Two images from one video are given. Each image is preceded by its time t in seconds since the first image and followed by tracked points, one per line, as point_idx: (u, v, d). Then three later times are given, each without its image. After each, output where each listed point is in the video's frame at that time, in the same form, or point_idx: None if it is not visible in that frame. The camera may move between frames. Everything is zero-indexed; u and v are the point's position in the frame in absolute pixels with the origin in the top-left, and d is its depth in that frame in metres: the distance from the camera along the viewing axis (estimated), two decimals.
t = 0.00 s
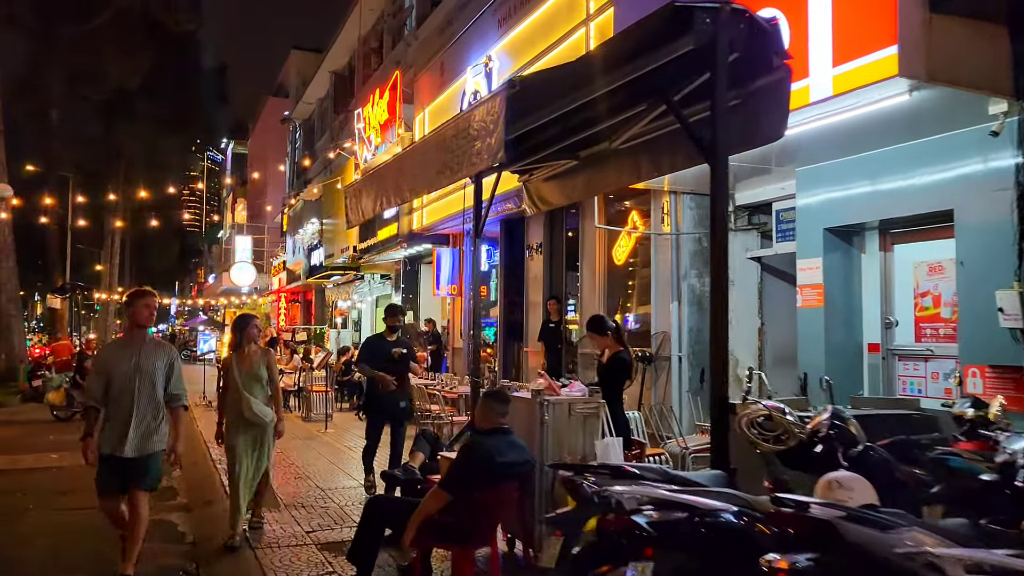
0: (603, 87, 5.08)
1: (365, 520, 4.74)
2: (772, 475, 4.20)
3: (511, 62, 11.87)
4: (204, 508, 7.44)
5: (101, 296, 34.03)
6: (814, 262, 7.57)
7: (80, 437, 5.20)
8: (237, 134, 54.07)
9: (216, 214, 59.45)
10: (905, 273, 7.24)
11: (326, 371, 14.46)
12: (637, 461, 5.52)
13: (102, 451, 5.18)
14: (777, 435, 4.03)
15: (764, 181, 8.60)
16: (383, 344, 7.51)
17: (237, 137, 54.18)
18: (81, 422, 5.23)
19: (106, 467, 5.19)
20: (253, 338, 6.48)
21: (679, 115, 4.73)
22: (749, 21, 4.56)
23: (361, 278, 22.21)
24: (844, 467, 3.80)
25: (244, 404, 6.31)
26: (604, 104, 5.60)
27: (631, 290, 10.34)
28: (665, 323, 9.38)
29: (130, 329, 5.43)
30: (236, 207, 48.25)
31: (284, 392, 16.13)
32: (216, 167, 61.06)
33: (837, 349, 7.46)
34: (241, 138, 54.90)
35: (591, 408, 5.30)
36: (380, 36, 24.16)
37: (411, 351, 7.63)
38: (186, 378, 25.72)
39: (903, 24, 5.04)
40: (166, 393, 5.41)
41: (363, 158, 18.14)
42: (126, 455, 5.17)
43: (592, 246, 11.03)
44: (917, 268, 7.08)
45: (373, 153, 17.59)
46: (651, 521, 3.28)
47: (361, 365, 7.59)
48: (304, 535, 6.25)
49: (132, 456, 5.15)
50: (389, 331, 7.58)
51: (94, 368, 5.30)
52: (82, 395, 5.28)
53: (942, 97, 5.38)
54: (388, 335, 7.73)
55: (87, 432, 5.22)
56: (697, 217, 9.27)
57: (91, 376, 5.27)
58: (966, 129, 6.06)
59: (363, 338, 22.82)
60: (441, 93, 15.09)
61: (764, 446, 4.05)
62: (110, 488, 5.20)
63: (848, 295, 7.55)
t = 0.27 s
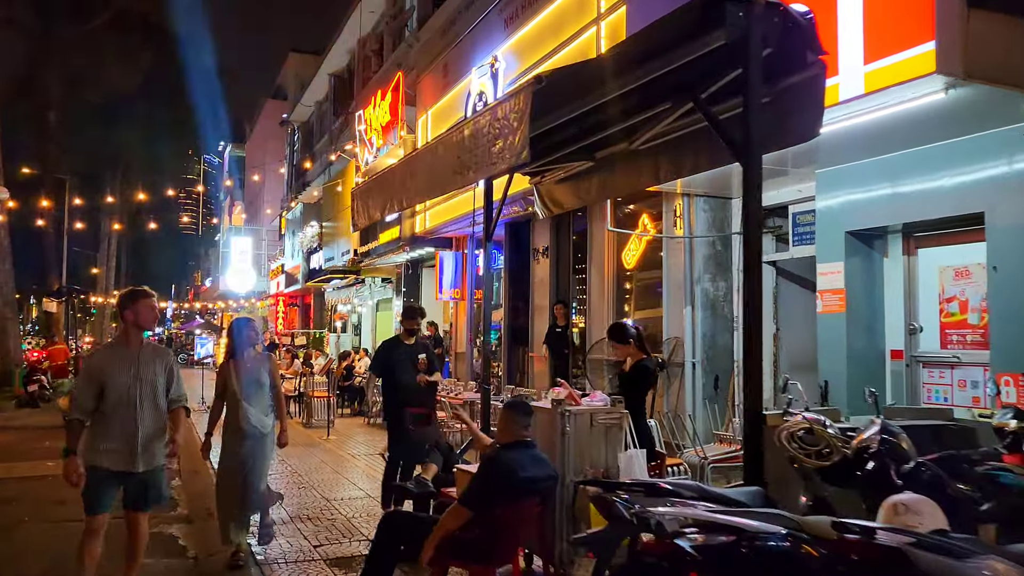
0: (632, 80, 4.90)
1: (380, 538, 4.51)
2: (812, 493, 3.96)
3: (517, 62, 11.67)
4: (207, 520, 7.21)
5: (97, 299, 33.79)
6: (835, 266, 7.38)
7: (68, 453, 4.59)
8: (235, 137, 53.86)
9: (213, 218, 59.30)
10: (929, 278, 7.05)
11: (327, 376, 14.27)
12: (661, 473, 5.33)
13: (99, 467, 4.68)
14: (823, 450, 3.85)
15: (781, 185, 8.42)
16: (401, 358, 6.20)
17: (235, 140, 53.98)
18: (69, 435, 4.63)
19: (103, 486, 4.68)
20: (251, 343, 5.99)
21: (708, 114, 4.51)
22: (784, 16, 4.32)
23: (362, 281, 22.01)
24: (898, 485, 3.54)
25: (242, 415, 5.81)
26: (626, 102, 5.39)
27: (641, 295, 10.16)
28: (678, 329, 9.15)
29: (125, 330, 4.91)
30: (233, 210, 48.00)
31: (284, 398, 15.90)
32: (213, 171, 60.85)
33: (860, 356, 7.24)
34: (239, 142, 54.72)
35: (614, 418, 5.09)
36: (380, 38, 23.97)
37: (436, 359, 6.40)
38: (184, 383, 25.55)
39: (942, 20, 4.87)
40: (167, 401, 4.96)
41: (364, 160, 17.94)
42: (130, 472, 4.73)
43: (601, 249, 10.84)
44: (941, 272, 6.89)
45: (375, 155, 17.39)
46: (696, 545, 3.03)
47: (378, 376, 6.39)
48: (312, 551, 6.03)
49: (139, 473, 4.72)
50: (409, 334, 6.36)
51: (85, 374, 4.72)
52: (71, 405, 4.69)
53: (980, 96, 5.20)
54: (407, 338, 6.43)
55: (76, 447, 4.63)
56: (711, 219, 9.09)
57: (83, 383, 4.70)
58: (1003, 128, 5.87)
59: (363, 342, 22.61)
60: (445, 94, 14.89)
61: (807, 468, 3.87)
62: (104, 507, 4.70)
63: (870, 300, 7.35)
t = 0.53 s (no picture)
0: (654, 61, 4.64)
1: (389, 547, 4.23)
2: (852, 497, 3.71)
3: (520, 55, 11.41)
4: (202, 525, 6.92)
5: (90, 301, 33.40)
6: (854, 260, 7.15)
7: (36, 468, 4.03)
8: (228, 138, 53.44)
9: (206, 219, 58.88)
10: (952, 272, 6.82)
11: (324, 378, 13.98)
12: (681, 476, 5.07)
13: (73, 484, 4.18)
14: (866, 450, 3.58)
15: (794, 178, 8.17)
16: (413, 360, 5.93)
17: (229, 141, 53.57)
18: (35, 447, 4.06)
19: (77, 504, 4.17)
20: (243, 339, 5.53)
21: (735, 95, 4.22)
22: None
23: (358, 281, 21.73)
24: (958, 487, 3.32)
25: (232, 418, 5.36)
26: (645, 85, 5.14)
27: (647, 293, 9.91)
28: (688, 328, 8.89)
29: (96, 327, 4.38)
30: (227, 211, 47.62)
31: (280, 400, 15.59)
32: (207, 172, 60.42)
33: (880, 354, 7.00)
34: (233, 142, 54.30)
35: (633, 418, 4.82)
36: (377, 36, 23.68)
37: (449, 359, 6.14)
38: (177, 386, 25.19)
39: None
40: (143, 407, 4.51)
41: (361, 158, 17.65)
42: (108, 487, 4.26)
43: (606, 246, 10.58)
44: (966, 267, 6.66)
45: (372, 153, 17.10)
46: (743, 555, 2.76)
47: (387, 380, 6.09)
48: (314, 557, 5.74)
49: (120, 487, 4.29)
50: (419, 333, 6.05)
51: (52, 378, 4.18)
52: (36, 413, 4.13)
53: (1017, 78, 4.96)
54: (416, 337, 6.11)
55: (44, 461, 4.07)
56: (722, 214, 8.85)
57: (52, 389, 4.16)
58: None
59: (360, 343, 22.32)
60: (444, 89, 14.62)
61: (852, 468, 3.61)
62: (80, 527, 4.19)
63: (891, 297, 7.11)
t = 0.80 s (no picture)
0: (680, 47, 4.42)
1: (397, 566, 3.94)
2: (896, 515, 3.41)
3: (523, 49, 11.12)
4: (196, 536, 6.63)
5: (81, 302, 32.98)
6: (874, 260, 6.90)
7: (12, 479, 3.56)
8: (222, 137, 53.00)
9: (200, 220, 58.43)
10: (976, 274, 6.56)
11: (321, 380, 13.68)
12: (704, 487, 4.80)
13: (49, 501, 3.73)
14: (916, 464, 3.26)
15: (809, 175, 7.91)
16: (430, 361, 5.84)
17: (223, 141, 53.14)
18: (5, 458, 3.58)
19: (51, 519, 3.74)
20: (237, 347, 5.07)
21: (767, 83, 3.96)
22: None
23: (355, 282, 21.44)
24: None
25: (222, 435, 4.85)
26: (667, 75, 4.88)
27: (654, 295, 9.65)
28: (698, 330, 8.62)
29: (68, 325, 3.94)
30: (221, 211, 47.22)
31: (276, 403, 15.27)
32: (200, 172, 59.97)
33: (901, 358, 6.75)
34: (227, 142, 53.86)
35: (655, 427, 4.55)
36: (373, 33, 23.36)
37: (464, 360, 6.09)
38: (170, 388, 24.83)
39: None
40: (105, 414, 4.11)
41: (358, 157, 17.35)
42: (82, 502, 3.83)
43: (612, 245, 10.32)
44: (992, 267, 6.40)
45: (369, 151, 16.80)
46: None
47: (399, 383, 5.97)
48: (314, 572, 5.45)
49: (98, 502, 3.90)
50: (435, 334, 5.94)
51: (19, 380, 3.72)
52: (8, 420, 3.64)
53: None
54: (430, 338, 5.99)
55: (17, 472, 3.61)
56: (733, 213, 8.59)
57: (26, 395, 3.69)
58: None
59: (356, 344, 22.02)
60: (444, 86, 14.32)
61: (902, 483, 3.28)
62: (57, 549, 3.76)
63: (912, 298, 6.86)
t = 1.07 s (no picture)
0: (700, 28, 4.14)
1: None
2: (947, 519, 3.12)
3: (526, 41, 10.87)
4: (193, 540, 6.37)
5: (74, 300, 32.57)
6: (894, 253, 6.68)
7: (42, 481, 3.21)
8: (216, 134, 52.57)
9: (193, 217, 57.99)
10: (1002, 267, 6.33)
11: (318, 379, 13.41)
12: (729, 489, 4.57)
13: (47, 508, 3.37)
14: (974, 465, 3.07)
15: (824, 167, 7.69)
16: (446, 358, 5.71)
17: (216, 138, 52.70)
18: (26, 458, 3.18)
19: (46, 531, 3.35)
20: (234, 344, 4.75)
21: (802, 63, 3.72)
22: None
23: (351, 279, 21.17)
24: None
25: (221, 436, 4.56)
26: (691, 56, 4.64)
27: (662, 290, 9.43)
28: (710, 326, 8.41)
29: (48, 315, 3.52)
30: (214, 209, 46.83)
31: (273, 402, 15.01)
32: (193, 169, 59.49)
33: (923, 354, 6.53)
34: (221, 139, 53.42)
35: (679, 425, 4.31)
36: (369, 28, 23.07)
37: (481, 359, 5.94)
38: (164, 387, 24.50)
39: None
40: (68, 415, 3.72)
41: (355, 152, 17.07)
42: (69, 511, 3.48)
43: (618, 240, 10.09)
44: (1018, 261, 6.17)
45: (367, 146, 16.52)
46: None
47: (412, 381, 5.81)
48: None
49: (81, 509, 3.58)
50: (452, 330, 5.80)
51: (19, 373, 3.30)
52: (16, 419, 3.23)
53: None
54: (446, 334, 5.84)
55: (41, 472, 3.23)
56: (745, 206, 8.36)
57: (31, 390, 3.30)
58: None
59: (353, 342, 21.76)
60: (444, 79, 14.06)
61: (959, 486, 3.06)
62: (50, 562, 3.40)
63: (933, 294, 6.65)
